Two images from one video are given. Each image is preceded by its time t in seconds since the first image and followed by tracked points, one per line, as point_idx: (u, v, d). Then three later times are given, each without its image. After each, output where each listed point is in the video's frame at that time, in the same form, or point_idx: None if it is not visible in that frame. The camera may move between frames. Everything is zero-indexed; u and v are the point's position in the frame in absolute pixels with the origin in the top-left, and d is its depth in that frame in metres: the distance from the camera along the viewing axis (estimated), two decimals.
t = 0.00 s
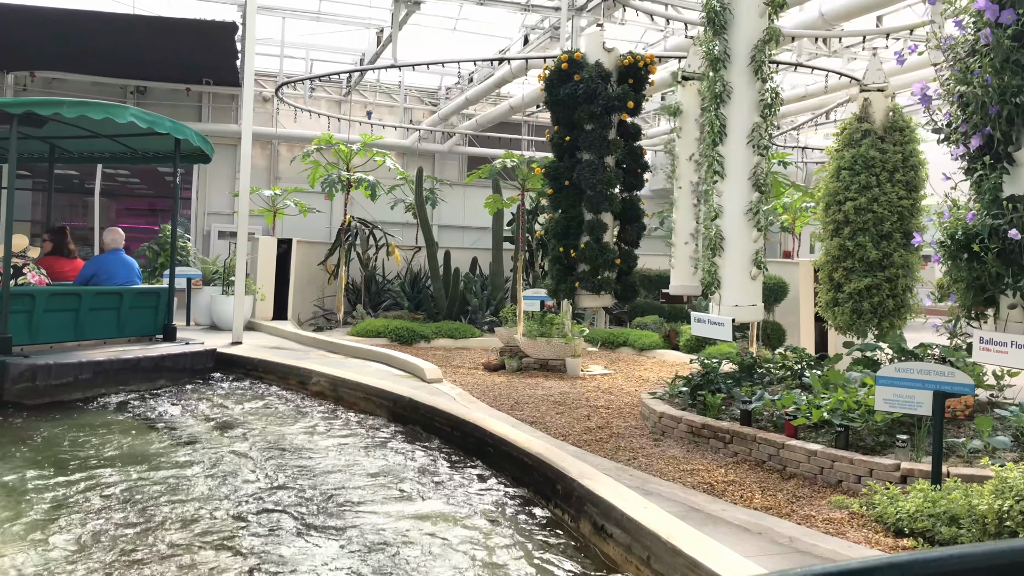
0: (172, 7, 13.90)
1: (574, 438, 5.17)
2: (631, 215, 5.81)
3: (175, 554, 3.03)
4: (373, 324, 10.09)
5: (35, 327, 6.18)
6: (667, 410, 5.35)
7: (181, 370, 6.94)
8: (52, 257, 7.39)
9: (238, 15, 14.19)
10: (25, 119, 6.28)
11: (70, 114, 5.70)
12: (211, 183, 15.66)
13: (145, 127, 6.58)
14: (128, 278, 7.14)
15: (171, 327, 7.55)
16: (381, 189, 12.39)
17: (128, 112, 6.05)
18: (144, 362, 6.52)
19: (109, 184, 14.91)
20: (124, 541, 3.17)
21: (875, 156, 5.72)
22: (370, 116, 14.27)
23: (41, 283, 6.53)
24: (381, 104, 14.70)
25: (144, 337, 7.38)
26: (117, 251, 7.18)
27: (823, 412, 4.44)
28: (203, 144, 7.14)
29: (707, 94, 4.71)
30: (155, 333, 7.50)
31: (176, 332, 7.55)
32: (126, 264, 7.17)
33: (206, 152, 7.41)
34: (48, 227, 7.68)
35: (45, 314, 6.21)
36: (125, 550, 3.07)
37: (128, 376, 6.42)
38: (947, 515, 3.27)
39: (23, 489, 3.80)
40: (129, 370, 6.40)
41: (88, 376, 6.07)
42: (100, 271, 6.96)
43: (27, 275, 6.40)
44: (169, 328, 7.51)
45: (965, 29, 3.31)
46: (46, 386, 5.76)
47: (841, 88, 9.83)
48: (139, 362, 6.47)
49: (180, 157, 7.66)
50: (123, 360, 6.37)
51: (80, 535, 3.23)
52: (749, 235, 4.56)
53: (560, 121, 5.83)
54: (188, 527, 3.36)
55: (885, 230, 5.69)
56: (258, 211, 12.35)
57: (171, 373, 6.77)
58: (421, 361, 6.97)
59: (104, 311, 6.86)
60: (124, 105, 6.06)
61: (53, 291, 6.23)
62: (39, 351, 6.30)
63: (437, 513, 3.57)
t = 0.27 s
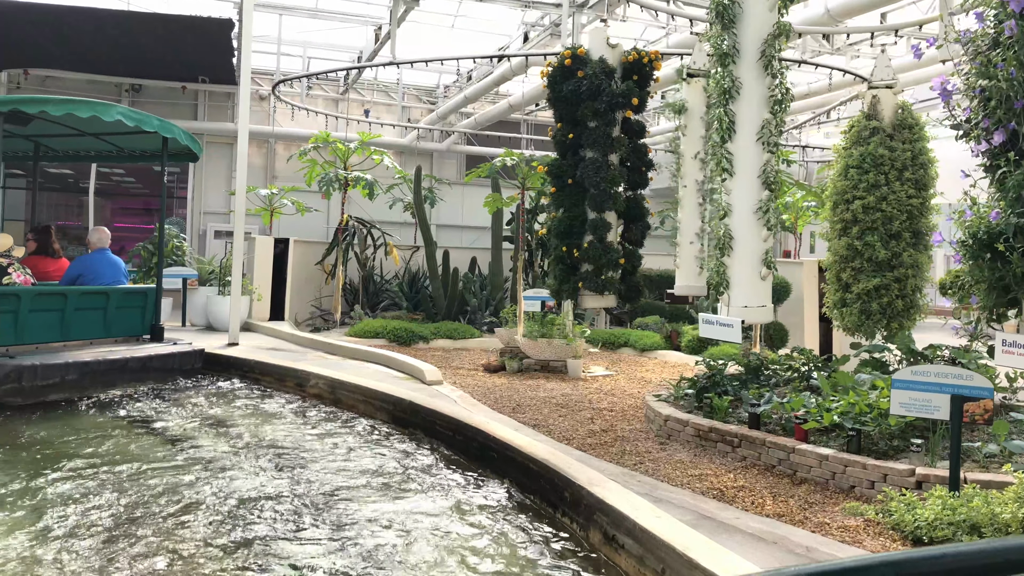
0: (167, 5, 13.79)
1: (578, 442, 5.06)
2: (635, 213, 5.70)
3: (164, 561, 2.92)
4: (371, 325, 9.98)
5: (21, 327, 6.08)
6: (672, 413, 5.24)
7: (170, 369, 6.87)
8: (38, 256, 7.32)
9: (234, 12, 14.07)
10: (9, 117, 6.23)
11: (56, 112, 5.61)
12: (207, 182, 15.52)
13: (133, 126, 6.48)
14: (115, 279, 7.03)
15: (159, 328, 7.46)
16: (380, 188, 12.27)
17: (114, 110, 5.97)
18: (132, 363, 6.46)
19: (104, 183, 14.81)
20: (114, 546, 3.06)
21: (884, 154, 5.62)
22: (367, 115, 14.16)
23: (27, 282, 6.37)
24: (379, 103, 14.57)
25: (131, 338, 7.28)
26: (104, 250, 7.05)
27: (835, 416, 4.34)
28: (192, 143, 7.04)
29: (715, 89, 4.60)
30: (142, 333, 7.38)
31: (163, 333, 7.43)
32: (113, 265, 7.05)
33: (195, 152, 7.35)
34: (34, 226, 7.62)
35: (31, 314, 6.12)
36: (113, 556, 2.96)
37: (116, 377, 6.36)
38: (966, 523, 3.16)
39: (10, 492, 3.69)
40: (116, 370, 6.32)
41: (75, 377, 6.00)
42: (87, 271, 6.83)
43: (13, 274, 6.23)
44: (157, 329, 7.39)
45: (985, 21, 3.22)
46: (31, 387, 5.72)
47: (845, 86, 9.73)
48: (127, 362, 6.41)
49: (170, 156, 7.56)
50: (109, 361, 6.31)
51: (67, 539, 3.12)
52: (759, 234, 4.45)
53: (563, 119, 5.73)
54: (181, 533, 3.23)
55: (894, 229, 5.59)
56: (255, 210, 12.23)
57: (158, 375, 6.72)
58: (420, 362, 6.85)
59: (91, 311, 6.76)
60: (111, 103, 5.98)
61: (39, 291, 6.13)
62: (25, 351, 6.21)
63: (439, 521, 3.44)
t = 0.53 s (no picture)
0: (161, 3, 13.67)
1: (582, 446, 4.95)
2: (638, 213, 5.59)
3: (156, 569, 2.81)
4: (368, 326, 9.86)
5: (5, 328, 5.97)
6: (677, 416, 5.14)
7: (156, 368, 6.67)
8: (22, 257, 7.21)
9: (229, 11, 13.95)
10: None
11: (41, 110, 5.52)
12: (202, 182, 15.38)
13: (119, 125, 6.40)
14: (100, 279, 6.94)
15: (145, 329, 7.29)
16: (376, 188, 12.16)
17: (101, 109, 5.86)
18: (119, 364, 6.34)
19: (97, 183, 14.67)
20: (103, 553, 2.95)
21: (891, 153, 5.54)
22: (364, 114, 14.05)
23: (11, 283, 6.30)
24: (376, 102, 14.46)
25: (117, 339, 7.13)
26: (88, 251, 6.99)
27: (846, 420, 4.24)
28: (178, 142, 6.96)
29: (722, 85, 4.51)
30: (128, 334, 7.23)
31: (150, 334, 7.28)
32: (98, 266, 7.01)
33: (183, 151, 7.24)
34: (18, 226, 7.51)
35: (16, 315, 6.00)
36: (102, 563, 2.85)
37: (103, 379, 6.22)
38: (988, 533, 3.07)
39: None
40: (103, 373, 6.19)
41: (61, 379, 5.88)
42: (72, 272, 6.77)
43: None
44: (143, 330, 7.25)
45: (1004, 13, 3.12)
46: (16, 389, 5.60)
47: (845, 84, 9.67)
48: (114, 364, 6.29)
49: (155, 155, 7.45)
50: (95, 363, 6.19)
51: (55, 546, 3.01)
52: (767, 234, 4.35)
53: (564, 117, 5.62)
54: (171, 540, 3.11)
55: (902, 229, 5.50)
56: (251, 209, 12.09)
57: (146, 375, 6.57)
58: (419, 365, 6.73)
59: (76, 312, 6.62)
60: (96, 102, 5.87)
61: (24, 292, 6.02)
62: (10, 353, 6.09)
63: (439, 528, 3.33)
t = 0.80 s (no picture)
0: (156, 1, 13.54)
1: (586, 451, 4.85)
2: (642, 213, 5.48)
3: None
4: (365, 327, 9.75)
5: None
6: (683, 420, 5.03)
7: (141, 371, 6.64)
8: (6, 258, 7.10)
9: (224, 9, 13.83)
10: None
11: (26, 109, 5.45)
12: (198, 182, 15.23)
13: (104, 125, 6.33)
14: (86, 280, 6.89)
15: (131, 330, 7.23)
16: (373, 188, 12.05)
17: (87, 108, 5.87)
18: (105, 366, 6.27)
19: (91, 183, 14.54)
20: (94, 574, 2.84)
21: (899, 152, 5.43)
22: (360, 113, 13.94)
23: None
24: (373, 101, 14.34)
25: (103, 340, 7.07)
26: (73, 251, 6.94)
27: (858, 425, 4.13)
28: (165, 141, 6.90)
29: (730, 82, 4.40)
30: (114, 335, 7.16)
31: (136, 334, 7.21)
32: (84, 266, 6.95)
33: (171, 151, 7.16)
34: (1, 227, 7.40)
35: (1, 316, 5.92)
36: None
37: (91, 381, 6.16)
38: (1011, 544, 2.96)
39: None
40: (89, 374, 6.13)
41: (47, 381, 5.80)
42: (57, 273, 6.72)
43: None
44: (129, 330, 7.18)
45: None
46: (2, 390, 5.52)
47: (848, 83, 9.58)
48: (101, 366, 6.22)
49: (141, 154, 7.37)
50: (82, 365, 6.11)
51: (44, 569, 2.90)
52: (777, 234, 4.24)
53: (567, 115, 5.52)
54: (160, 560, 3.00)
55: (910, 229, 5.39)
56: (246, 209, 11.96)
57: (133, 377, 6.52)
58: (418, 367, 6.61)
59: (63, 313, 6.54)
60: (83, 102, 5.80)
61: (9, 293, 5.93)
62: None
63: (441, 542, 3.22)
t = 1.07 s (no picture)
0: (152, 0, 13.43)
1: (593, 456, 4.75)
2: (649, 213, 5.38)
3: None
4: (364, 329, 9.65)
5: None
6: (691, 425, 4.93)
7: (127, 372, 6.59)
8: None
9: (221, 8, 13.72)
10: None
11: (13, 108, 5.39)
12: (194, 183, 15.11)
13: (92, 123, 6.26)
14: (73, 280, 6.80)
15: (119, 331, 7.14)
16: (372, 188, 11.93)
17: (75, 106, 5.79)
18: (93, 368, 6.23)
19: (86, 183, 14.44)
20: None
21: (910, 151, 5.33)
22: (359, 112, 13.82)
23: None
24: (371, 101, 14.23)
25: (90, 341, 6.99)
26: (61, 252, 6.84)
27: (873, 430, 4.03)
28: (153, 140, 6.82)
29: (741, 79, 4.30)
30: (101, 336, 7.10)
31: (123, 336, 7.12)
32: (72, 267, 6.85)
33: (159, 149, 7.07)
34: None
35: None
36: None
37: (76, 382, 6.11)
38: None
39: None
40: (78, 376, 6.10)
41: (34, 383, 5.74)
42: (43, 273, 6.64)
43: None
44: (117, 331, 7.10)
45: None
46: None
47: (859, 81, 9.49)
48: (88, 367, 6.17)
49: (131, 154, 7.30)
50: (70, 367, 6.05)
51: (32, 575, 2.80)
52: (790, 235, 4.14)
53: (573, 114, 5.43)
54: (155, 569, 2.90)
55: (921, 230, 5.29)
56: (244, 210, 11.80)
57: (119, 379, 6.50)
58: (419, 370, 6.49)
59: (48, 314, 6.47)
60: (71, 100, 5.75)
61: None
62: None
63: (446, 551, 3.12)
